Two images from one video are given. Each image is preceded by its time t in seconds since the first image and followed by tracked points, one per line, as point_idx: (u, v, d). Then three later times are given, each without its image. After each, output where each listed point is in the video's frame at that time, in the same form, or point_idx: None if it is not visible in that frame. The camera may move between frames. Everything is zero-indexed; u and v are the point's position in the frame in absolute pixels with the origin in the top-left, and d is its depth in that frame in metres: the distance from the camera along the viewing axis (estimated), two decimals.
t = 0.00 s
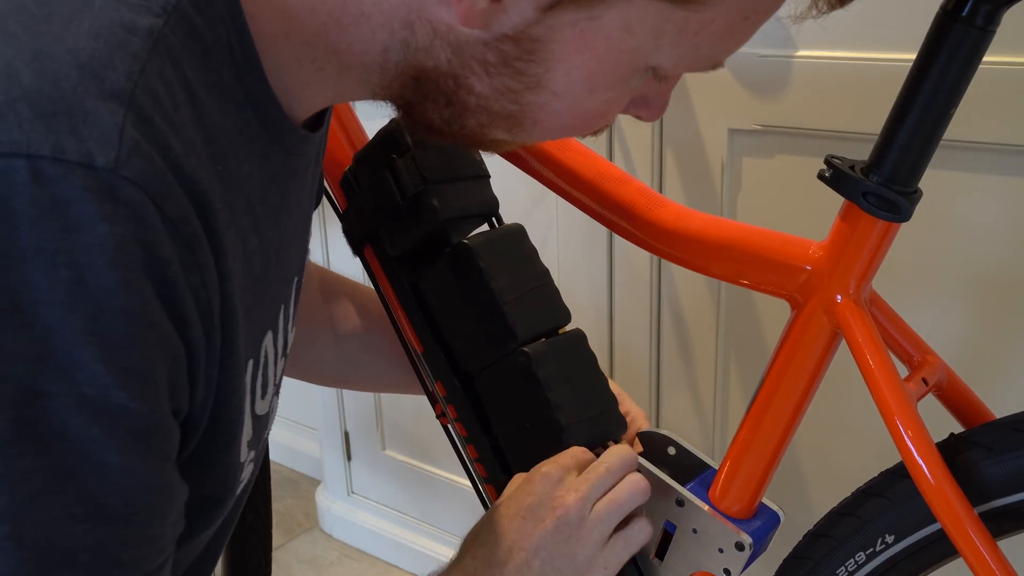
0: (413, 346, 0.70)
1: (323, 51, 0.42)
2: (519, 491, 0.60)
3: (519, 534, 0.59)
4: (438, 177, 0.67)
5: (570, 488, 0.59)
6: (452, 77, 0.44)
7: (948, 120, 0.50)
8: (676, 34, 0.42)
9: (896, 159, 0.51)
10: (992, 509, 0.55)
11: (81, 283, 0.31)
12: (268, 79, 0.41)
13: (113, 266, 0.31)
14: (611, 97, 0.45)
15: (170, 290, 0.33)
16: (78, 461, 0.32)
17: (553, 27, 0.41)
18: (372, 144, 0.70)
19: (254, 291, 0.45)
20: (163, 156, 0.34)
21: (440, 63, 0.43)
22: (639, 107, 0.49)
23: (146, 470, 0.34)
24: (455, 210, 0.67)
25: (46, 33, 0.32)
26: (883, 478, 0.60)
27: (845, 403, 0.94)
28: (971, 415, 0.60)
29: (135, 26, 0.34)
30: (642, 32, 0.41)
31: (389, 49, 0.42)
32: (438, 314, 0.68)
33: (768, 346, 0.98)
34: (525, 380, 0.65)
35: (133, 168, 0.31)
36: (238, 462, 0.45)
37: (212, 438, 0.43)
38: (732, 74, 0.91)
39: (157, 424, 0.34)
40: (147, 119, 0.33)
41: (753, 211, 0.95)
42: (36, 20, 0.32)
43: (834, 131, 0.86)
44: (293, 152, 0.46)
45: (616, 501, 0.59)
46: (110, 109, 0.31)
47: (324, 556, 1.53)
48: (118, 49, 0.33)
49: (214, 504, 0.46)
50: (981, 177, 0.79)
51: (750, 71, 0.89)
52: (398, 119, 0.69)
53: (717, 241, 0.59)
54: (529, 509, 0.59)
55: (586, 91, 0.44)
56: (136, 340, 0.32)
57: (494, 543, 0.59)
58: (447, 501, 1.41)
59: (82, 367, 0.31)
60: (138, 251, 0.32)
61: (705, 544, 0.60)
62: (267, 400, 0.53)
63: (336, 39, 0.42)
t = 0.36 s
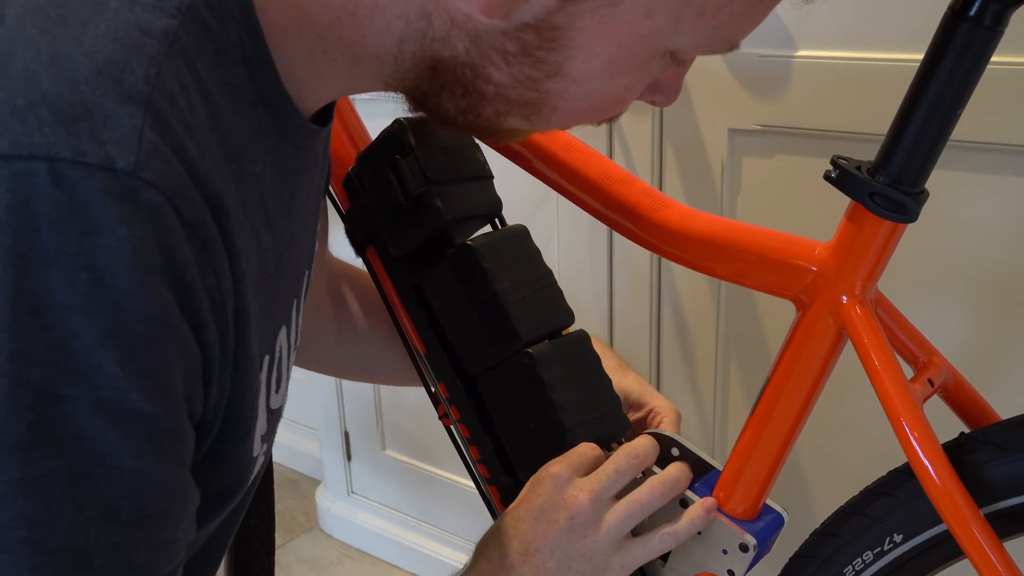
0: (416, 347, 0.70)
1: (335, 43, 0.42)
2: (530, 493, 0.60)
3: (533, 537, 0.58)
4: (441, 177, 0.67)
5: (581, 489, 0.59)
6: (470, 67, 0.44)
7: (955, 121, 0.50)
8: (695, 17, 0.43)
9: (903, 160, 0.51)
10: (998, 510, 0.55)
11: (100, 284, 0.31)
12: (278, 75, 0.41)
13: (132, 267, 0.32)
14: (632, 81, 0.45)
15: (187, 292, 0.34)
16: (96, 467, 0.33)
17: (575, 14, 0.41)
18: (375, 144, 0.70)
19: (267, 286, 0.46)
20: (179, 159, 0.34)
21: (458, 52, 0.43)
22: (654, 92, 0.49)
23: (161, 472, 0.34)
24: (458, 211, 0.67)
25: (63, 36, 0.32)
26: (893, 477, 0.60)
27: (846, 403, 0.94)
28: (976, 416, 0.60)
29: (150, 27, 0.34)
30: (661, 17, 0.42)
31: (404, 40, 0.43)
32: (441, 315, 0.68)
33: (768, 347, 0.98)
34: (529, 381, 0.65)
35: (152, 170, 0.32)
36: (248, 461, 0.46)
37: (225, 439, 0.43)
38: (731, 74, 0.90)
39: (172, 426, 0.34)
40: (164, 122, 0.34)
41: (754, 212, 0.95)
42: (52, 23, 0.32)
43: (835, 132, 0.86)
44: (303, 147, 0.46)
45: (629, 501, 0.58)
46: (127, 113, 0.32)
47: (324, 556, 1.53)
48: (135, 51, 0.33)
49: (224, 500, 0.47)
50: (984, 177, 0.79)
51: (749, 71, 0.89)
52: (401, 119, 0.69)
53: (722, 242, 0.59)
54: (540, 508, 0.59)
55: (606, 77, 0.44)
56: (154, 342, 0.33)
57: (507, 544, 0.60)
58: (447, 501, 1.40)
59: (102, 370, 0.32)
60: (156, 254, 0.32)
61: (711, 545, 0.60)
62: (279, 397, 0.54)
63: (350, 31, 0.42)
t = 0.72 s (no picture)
0: (414, 346, 0.70)
1: (356, 29, 0.43)
2: (513, 493, 0.59)
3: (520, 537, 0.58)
4: (439, 177, 0.67)
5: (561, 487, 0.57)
6: (491, 49, 0.44)
7: (951, 121, 0.50)
8: None
9: (899, 159, 0.51)
10: (992, 509, 0.55)
11: (146, 272, 0.32)
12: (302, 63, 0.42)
13: (177, 255, 0.33)
14: (650, 64, 0.46)
15: (230, 283, 0.35)
16: (144, 457, 0.34)
17: None
18: (374, 143, 0.70)
19: (297, 274, 0.46)
20: (218, 146, 0.35)
21: (480, 35, 0.44)
22: (667, 78, 0.50)
23: (202, 463, 0.35)
24: (457, 211, 0.67)
25: (97, 22, 0.33)
26: (886, 478, 0.60)
27: (846, 403, 0.94)
28: (972, 415, 0.60)
29: (183, 14, 0.35)
30: None
31: (425, 23, 0.44)
32: (440, 315, 0.68)
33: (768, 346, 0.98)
34: (528, 380, 0.65)
35: (195, 156, 0.33)
36: (272, 453, 0.47)
37: (255, 429, 0.44)
38: (731, 74, 0.91)
39: (217, 416, 0.35)
40: (202, 108, 0.35)
41: (754, 212, 0.95)
42: (85, 9, 0.34)
43: (835, 132, 0.86)
44: (323, 136, 0.47)
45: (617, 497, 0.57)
46: (168, 98, 0.33)
47: (324, 556, 1.53)
48: (169, 38, 0.34)
49: (248, 486, 0.47)
50: (983, 177, 0.79)
51: (749, 70, 0.89)
52: (400, 119, 0.69)
53: (719, 241, 0.59)
54: (524, 509, 0.58)
55: (628, 57, 0.45)
56: (200, 331, 0.34)
57: (497, 545, 0.59)
58: (447, 501, 1.41)
59: (149, 360, 0.33)
60: (202, 246, 0.34)
61: (707, 544, 0.60)
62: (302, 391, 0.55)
63: (370, 16, 0.43)
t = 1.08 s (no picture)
0: (412, 345, 0.71)
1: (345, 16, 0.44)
2: (510, 489, 0.59)
3: (515, 533, 0.57)
4: (435, 177, 0.67)
5: (558, 480, 0.58)
6: (474, 28, 0.44)
7: (944, 120, 0.51)
8: None
9: (892, 160, 0.51)
10: (985, 507, 0.55)
11: (131, 266, 0.32)
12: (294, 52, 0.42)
13: (163, 249, 0.32)
14: (633, 41, 0.47)
15: (215, 275, 0.35)
16: (132, 452, 0.34)
17: None
18: (371, 143, 0.70)
19: (292, 265, 0.47)
20: (204, 139, 0.35)
21: (465, 13, 0.44)
22: (650, 58, 0.51)
23: (194, 455, 0.35)
24: (453, 210, 0.67)
25: (86, 22, 0.34)
26: (874, 480, 0.60)
27: (844, 403, 0.94)
28: (967, 414, 0.60)
29: (172, 11, 0.35)
30: None
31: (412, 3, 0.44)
32: (437, 315, 0.68)
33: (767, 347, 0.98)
34: (525, 379, 0.65)
35: (181, 152, 0.33)
36: (268, 439, 0.48)
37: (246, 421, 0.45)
38: (731, 74, 0.91)
39: (205, 410, 0.35)
40: (189, 104, 0.35)
41: (753, 212, 0.95)
42: (75, 9, 0.34)
43: (836, 132, 0.86)
44: (319, 124, 0.47)
45: (613, 492, 0.58)
46: (155, 96, 0.33)
47: (324, 556, 1.53)
48: (158, 36, 0.34)
49: (249, 470, 0.48)
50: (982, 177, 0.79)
51: (750, 71, 0.89)
52: (397, 118, 0.69)
53: (714, 240, 0.59)
54: (519, 503, 0.58)
55: (611, 34, 0.46)
56: (186, 325, 0.33)
57: (490, 538, 0.59)
58: (448, 502, 1.41)
59: (137, 355, 0.33)
60: (189, 240, 0.33)
61: (701, 542, 0.60)
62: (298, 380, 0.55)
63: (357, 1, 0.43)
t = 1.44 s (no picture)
0: (412, 345, 0.71)
1: None
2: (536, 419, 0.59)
3: (541, 453, 0.56)
4: (436, 176, 0.67)
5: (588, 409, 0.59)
6: None
7: (944, 120, 0.51)
8: None
9: (892, 159, 0.51)
10: (987, 507, 0.55)
11: (112, 180, 0.31)
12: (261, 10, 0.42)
13: (143, 158, 0.32)
14: None
15: (192, 194, 0.35)
16: (115, 361, 0.32)
17: None
18: (370, 142, 0.70)
19: (257, 224, 0.46)
20: (177, 71, 0.35)
21: None
22: (599, 9, 0.54)
23: (179, 369, 0.34)
24: (452, 209, 0.67)
25: None
26: (874, 480, 0.60)
27: (844, 403, 0.94)
28: (967, 415, 0.60)
29: None
30: None
31: None
32: (438, 315, 0.68)
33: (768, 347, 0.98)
34: (525, 380, 0.65)
35: (155, 75, 0.33)
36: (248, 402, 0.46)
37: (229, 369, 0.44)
38: (732, 74, 0.91)
39: (188, 323, 0.34)
40: (161, 38, 0.34)
41: (753, 211, 0.95)
42: None
43: (836, 132, 0.86)
44: (293, 95, 0.47)
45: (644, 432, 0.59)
46: (127, 24, 0.33)
47: (324, 556, 1.53)
48: None
49: (232, 433, 0.48)
50: (982, 176, 0.79)
51: (750, 70, 0.89)
52: (396, 118, 0.69)
53: (714, 240, 0.59)
54: (550, 422, 0.58)
55: None
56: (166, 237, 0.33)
57: (516, 457, 0.57)
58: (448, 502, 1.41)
59: (117, 261, 0.31)
60: (164, 153, 0.33)
61: (703, 541, 0.60)
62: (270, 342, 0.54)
63: None
